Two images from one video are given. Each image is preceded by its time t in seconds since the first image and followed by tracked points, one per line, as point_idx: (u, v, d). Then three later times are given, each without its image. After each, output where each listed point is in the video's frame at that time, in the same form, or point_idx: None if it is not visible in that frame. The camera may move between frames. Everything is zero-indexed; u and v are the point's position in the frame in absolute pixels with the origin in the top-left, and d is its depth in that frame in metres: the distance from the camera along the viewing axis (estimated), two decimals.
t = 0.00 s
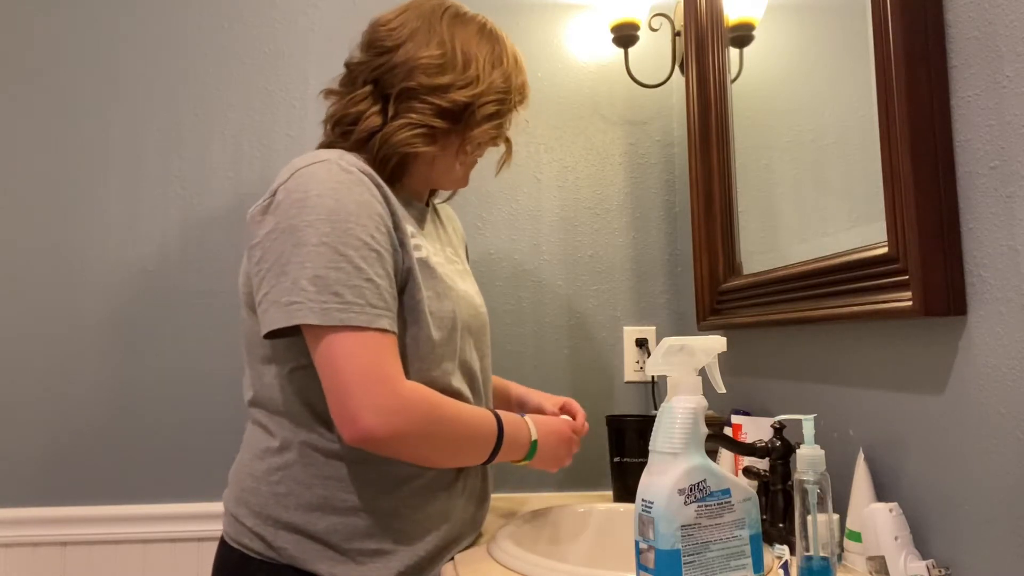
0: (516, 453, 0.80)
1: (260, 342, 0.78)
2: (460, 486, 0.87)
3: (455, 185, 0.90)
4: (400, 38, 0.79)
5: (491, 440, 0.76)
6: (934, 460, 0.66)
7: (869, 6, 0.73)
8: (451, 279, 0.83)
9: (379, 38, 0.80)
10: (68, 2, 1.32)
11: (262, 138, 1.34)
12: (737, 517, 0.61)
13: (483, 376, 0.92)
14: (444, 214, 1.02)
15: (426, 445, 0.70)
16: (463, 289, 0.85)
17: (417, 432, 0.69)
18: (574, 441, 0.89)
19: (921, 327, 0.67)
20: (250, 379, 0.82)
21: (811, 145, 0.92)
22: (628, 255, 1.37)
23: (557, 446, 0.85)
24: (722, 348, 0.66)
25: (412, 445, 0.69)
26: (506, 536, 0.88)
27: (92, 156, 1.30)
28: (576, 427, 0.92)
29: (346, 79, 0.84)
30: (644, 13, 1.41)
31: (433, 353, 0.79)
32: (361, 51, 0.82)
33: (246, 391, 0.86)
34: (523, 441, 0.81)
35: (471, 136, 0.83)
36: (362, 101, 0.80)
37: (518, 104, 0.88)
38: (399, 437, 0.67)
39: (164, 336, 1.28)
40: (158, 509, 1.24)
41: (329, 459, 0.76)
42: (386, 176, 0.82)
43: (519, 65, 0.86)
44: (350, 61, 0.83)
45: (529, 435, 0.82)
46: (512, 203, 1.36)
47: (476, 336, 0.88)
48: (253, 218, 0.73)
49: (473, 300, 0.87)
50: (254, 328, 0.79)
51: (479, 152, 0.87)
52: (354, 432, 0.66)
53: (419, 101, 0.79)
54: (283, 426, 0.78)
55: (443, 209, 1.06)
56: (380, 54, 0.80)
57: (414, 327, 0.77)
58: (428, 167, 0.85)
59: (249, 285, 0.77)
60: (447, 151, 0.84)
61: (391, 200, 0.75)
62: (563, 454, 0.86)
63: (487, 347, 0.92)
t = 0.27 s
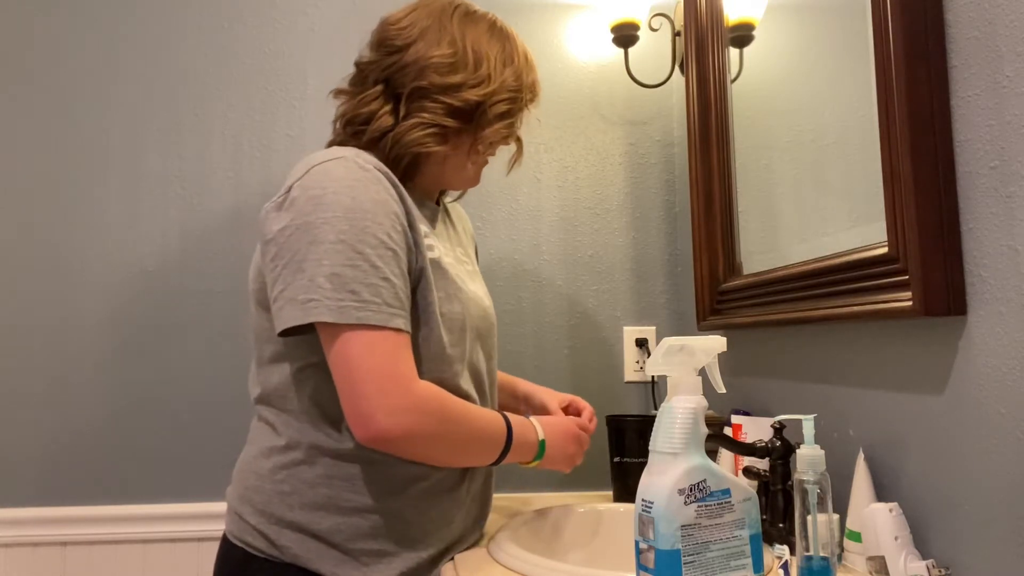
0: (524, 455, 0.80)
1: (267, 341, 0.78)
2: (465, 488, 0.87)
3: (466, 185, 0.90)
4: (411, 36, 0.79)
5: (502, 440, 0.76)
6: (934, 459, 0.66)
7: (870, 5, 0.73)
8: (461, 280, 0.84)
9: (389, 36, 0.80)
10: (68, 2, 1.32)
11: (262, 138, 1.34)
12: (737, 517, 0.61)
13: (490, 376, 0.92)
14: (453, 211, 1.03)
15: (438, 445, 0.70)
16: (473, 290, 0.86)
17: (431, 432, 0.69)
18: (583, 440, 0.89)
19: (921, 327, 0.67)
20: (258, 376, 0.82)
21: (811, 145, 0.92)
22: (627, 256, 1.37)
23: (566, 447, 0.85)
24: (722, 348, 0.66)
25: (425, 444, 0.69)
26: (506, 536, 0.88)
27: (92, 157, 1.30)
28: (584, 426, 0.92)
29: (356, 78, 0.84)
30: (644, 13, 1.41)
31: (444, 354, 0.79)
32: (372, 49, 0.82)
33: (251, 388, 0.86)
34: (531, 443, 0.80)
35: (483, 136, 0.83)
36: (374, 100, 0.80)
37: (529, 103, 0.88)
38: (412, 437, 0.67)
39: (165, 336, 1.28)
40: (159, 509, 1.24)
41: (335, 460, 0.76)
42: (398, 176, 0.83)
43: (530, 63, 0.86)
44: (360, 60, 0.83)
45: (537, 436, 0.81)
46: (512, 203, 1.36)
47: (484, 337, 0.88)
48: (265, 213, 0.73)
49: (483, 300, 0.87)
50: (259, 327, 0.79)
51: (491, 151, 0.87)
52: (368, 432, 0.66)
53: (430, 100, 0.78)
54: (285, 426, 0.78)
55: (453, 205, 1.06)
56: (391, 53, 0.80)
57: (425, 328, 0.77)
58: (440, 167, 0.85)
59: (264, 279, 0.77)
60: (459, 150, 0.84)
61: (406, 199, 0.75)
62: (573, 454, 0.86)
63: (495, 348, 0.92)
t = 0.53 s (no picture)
0: (533, 461, 0.80)
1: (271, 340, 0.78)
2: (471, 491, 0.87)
3: (476, 184, 0.90)
4: (422, 34, 0.79)
5: (510, 444, 0.76)
6: (934, 459, 0.66)
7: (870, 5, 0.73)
8: (473, 280, 0.83)
9: (400, 34, 0.79)
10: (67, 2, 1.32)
11: (262, 138, 1.34)
12: (737, 517, 0.61)
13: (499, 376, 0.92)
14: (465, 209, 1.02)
15: (447, 447, 0.70)
16: (484, 290, 0.85)
17: (439, 434, 0.68)
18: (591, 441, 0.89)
19: (920, 327, 0.67)
20: (265, 374, 0.82)
21: (811, 145, 0.92)
22: (627, 255, 1.37)
23: (574, 450, 0.85)
24: (722, 348, 0.66)
25: (433, 447, 0.69)
26: (506, 536, 0.88)
27: (93, 157, 1.30)
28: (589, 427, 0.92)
29: (367, 76, 0.84)
30: (644, 13, 1.41)
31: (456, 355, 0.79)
32: (383, 47, 0.82)
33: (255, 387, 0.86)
34: (540, 448, 0.80)
35: (495, 135, 0.83)
36: (385, 98, 0.80)
37: (540, 101, 0.88)
38: (420, 440, 0.67)
39: (165, 336, 1.28)
40: (159, 509, 1.24)
41: (338, 459, 0.76)
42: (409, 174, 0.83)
43: (542, 61, 0.86)
44: (370, 58, 0.83)
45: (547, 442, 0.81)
46: (512, 203, 1.36)
47: (494, 338, 0.88)
48: (276, 211, 0.73)
49: (493, 301, 0.87)
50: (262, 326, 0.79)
51: (502, 150, 0.86)
52: (375, 434, 0.66)
53: (441, 99, 0.78)
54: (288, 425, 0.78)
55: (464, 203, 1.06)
56: (402, 51, 0.79)
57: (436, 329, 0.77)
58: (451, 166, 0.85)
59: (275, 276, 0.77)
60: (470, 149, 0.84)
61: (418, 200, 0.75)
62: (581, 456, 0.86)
63: (504, 348, 0.92)
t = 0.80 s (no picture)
0: (540, 462, 0.80)
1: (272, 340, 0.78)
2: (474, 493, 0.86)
3: (483, 184, 0.90)
4: (431, 34, 0.79)
5: (516, 448, 0.76)
6: (934, 459, 0.66)
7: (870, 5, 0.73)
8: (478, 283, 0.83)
9: (408, 34, 0.79)
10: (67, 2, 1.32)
11: (262, 138, 1.34)
12: (737, 517, 0.61)
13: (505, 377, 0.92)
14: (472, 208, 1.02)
15: (451, 453, 0.70)
16: (490, 292, 0.85)
17: (444, 440, 0.68)
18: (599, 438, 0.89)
19: (921, 327, 0.67)
20: (269, 373, 0.81)
21: (811, 145, 0.92)
22: (627, 255, 1.37)
23: (582, 448, 0.85)
24: (722, 348, 0.66)
25: (437, 452, 0.69)
26: (506, 536, 0.88)
27: (93, 158, 1.30)
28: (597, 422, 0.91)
29: (374, 75, 0.83)
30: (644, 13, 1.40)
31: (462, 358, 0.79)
32: (390, 46, 0.82)
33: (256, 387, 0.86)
34: (546, 451, 0.80)
35: (504, 136, 0.83)
36: (393, 98, 0.80)
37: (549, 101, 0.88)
38: (424, 445, 0.67)
39: (165, 336, 1.28)
40: (160, 509, 1.24)
41: (340, 459, 0.76)
42: (416, 175, 0.83)
43: (551, 61, 0.86)
44: (378, 58, 0.83)
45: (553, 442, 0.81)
46: (512, 203, 1.36)
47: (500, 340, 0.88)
48: (281, 212, 0.72)
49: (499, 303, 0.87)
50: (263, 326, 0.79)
51: (511, 151, 0.86)
52: (379, 439, 0.66)
53: (450, 100, 0.78)
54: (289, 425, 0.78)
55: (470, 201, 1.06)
56: (411, 51, 0.79)
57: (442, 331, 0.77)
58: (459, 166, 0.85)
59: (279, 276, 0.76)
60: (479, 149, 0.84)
61: (423, 204, 0.75)
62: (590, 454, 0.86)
63: (509, 350, 0.92)
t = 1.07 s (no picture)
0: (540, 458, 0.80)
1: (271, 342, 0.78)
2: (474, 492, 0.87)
3: (482, 185, 0.90)
4: (429, 35, 0.79)
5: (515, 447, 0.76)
6: (933, 459, 0.66)
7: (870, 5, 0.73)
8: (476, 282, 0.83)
9: (406, 35, 0.79)
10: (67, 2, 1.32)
11: (262, 138, 1.34)
12: (737, 517, 0.61)
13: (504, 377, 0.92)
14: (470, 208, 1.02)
15: (450, 453, 0.70)
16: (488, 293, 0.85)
17: (442, 441, 0.68)
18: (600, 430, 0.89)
19: (920, 327, 0.67)
20: (269, 374, 0.81)
21: (811, 145, 0.92)
22: (627, 255, 1.37)
23: (582, 442, 0.84)
24: (722, 348, 0.66)
25: (436, 453, 0.69)
26: (507, 536, 0.88)
27: (93, 158, 1.30)
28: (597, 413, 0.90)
29: (372, 76, 0.83)
30: (644, 13, 1.40)
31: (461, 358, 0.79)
32: (389, 47, 0.82)
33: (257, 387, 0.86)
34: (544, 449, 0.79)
35: (502, 138, 0.83)
36: (391, 99, 0.80)
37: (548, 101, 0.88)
38: (423, 446, 0.67)
39: (165, 336, 1.28)
40: (160, 509, 1.24)
41: (339, 459, 0.76)
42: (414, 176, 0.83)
43: (549, 61, 0.85)
44: (376, 58, 0.83)
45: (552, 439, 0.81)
46: (512, 203, 1.36)
47: (499, 340, 0.88)
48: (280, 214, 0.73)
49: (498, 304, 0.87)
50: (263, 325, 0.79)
51: (509, 152, 0.86)
52: (378, 440, 0.66)
53: (447, 101, 0.78)
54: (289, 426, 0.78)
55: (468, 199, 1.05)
56: (409, 52, 0.79)
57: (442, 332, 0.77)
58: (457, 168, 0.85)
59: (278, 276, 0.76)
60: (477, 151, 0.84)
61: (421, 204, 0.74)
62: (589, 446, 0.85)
63: (509, 350, 0.92)
